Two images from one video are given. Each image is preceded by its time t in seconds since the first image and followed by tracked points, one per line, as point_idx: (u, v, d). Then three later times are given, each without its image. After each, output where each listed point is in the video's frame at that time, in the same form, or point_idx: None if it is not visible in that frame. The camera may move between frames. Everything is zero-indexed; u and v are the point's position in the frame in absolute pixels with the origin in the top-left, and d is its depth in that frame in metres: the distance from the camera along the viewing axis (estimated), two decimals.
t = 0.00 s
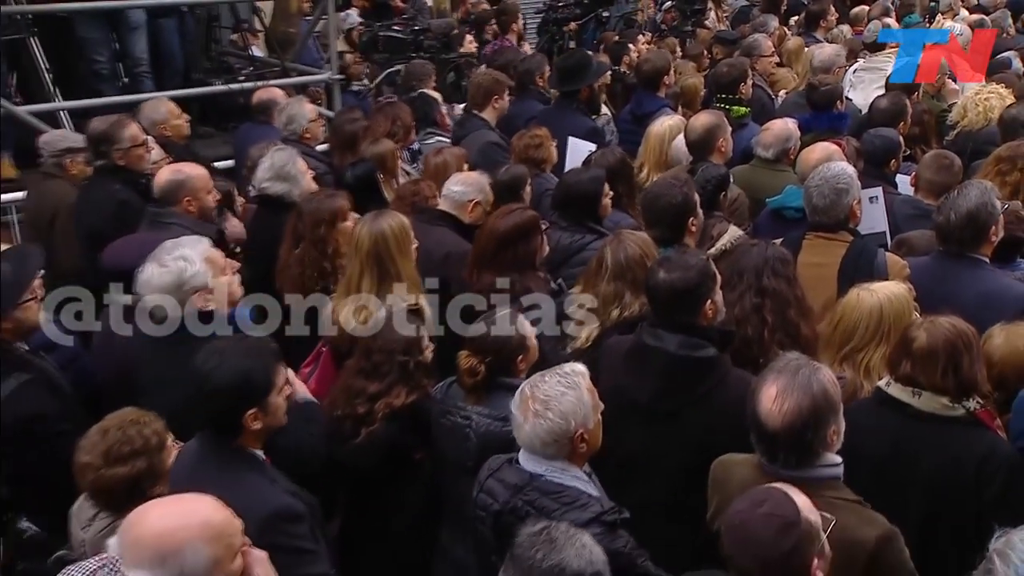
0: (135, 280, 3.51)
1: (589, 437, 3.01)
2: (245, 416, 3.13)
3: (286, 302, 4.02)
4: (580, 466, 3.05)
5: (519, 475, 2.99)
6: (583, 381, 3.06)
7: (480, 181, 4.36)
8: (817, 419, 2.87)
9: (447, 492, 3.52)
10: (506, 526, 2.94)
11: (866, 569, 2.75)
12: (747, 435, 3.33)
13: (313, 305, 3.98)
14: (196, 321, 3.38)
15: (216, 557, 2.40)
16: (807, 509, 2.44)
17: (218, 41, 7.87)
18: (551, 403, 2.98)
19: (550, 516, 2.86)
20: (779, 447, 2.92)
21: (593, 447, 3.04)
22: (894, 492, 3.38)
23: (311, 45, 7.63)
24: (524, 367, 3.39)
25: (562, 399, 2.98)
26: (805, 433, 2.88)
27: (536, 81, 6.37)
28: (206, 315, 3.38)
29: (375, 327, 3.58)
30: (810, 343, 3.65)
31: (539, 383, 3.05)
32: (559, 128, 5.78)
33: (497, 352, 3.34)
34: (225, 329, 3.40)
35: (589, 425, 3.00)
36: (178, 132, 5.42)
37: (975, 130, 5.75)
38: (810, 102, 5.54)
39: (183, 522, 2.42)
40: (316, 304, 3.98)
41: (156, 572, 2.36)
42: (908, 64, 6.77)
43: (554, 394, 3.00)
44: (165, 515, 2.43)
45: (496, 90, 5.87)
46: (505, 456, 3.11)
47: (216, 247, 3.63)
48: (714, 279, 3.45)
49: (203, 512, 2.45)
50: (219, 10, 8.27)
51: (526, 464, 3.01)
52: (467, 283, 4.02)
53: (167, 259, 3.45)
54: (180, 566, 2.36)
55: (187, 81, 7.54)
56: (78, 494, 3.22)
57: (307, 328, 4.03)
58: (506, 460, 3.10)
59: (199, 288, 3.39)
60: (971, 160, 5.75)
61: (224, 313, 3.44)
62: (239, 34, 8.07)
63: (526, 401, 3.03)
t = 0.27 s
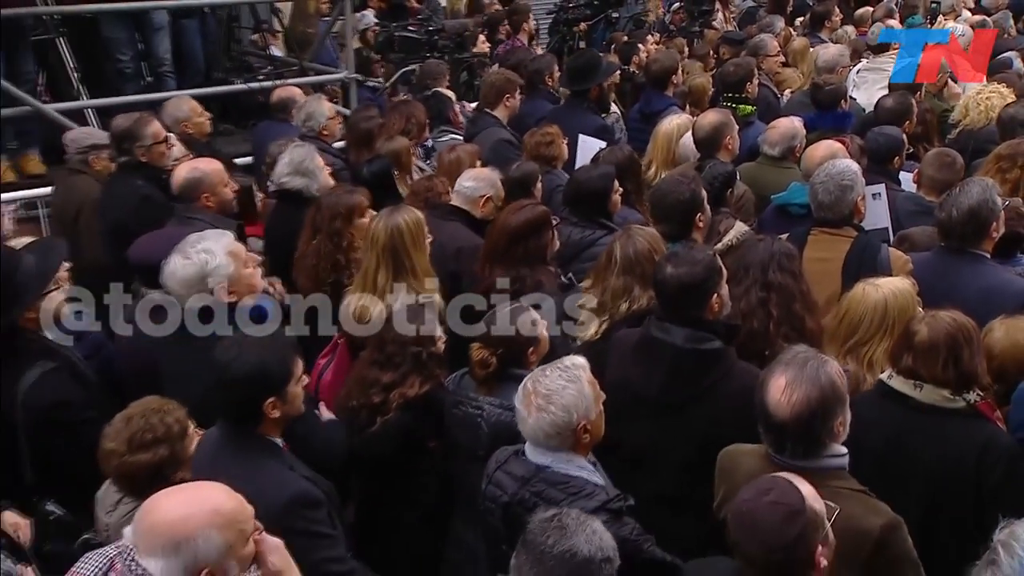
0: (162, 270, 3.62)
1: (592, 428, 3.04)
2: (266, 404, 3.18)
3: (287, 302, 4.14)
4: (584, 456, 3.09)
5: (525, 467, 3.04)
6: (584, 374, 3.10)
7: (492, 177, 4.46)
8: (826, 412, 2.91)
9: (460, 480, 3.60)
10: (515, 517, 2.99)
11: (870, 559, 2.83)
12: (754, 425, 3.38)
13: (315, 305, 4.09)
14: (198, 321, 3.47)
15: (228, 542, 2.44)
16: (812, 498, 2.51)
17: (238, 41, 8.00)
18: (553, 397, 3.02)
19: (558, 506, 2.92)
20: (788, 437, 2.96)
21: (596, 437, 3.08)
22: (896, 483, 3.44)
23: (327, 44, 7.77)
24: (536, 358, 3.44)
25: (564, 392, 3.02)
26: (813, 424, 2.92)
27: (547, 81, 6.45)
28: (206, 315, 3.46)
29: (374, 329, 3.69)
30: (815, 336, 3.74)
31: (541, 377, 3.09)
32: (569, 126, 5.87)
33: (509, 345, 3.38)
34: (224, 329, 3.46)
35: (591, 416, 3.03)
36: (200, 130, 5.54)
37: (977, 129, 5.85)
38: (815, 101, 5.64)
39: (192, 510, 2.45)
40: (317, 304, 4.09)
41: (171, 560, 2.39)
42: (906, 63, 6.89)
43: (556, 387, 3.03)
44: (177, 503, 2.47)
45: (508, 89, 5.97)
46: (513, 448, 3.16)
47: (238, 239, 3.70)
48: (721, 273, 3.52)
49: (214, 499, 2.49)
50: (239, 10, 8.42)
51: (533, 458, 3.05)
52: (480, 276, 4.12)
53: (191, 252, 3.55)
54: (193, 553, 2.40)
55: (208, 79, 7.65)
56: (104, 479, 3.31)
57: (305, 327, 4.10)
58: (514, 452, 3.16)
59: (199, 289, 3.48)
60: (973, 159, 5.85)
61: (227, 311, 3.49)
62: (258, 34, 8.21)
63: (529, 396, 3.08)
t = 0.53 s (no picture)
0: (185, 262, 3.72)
1: (606, 416, 3.09)
2: (282, 395, 3.21)
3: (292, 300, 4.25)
4: (597, 444, 3.14)
5: (541, 455, 3.07)
6: (599, 363, 3.15)
7: (503, 173, 4.55)
8: (834, 405, 2.92)
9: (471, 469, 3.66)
10: (530, 504, 3.03)
11: (875, 551, 2.85)
12: (762, 418, 3.37)
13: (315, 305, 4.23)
14: (200, 321, 3.61)
15: (234, 533, 2.40)
16: (818, 489, 2.54)
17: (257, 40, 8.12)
18: (569, 385, 3.07)
19: (573, 493, 2.95)
20: (796, 430, 2.98)
21: (608, 425, 3.13)
22: (900, 475, 3.45)
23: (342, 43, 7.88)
24: (547, 350, 3.51)
25: (580, 380, 3.07)
26: (821, 417, 2.93)
27: (552, 79, 6.61)
28: (206, 316, 3.58)
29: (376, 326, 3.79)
30: (822, 330, 3.80)
31: (557, 366, 3.14)
32: (580, 123, 5.94)
33: (521, 340, 3.45)
34: (223, 328, 3.54)
35: (605, 405, 3.08)
36: (219, 126, 5.62)
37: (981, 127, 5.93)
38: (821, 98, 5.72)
39: (199, 501, 2.42)
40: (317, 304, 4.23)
41: (177, 551, 2.36)
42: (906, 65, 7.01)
43: (572, 375, 3.08)
44: (184, 495, 2.44)
45: (519, 87, 6.05)
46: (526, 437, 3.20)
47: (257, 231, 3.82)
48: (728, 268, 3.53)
49: (222, 490, 2.45)
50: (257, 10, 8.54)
51: (547, 445, 3.10)
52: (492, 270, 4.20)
53: (213, 244, 3.64)
54: (200, 543, 2.36)
55: (227, 78, 7.77)
56: (125, 465, 3.37)
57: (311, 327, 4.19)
58: (527, 440, 3.18)
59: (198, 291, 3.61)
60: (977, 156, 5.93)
61: (227, 312, 3.57)
62: (276, 33, 8.33)
63: (545, 384, 3.12)
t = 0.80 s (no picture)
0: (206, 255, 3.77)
1: (625, 403, 3.15)
2: (299, 384, 3.24)
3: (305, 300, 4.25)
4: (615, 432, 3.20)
5: (559, 439, 3.15)
6: (620, 352, 3.22)
7: (515, 167, 4.61)
8: (842, 397, 2.93)
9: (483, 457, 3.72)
10: (548, 485, 3.08)
11: (882, 541, 2.88)
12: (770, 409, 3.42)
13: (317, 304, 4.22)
14: (200, 321, 3.78)
15: (252, 518, 2.37)
16: (826, 480, 2.57)
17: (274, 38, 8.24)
18: (594, 369, 3.13)
19: (591, 477, 3.00)
20: (805, 421, 2.98)
21: (628, 413, 3.19)
22: (905, 465, 3.47)
23: (357, 40, 7.98)
24: (558, 343, 3.56)
25: (604, 366, 3.13)
26: (829, 409, 2.93)
27: (561, 77, 6.72)
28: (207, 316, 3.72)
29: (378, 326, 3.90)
30: (831, 323, 3.86)
31: (580, 352, 3.21)
32: (591, 119, 6.01)
33: (525, 336, 3.50)
34: (222, 328, 3.67)
35: (625, 392, 3.14)
36: (237, 122, 5.72)
37: (987, 123, 5.99)
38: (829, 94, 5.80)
39: (218, 486, 2.38)
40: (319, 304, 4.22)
41: (196, 535, 2.32)
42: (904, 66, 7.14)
43: (595, 361, 3.15)
44: (202, 481, 2.40)
45: (531, 82, 6.12)
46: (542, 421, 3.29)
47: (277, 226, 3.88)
48: (736, 262, 3.58)
49: (240, 477, 2.41)
50: (275, 7, 8.67)
51: (565, 429, 3.16)
52: (504, 263, 4.27)
53: (235, 238, 3.70)
54: (219, 527, 2.32)
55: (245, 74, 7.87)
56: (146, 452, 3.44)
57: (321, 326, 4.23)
58: (544, 426, 3.26)
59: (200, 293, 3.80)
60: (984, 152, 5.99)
61: (226, 312, 3.68)
62: (293, 30, 8.44)
63: (567, 369, 3.18)
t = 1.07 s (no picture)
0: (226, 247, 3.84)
1: (642, 396, 3.21)
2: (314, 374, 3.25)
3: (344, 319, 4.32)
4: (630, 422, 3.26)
5: (576, 427, 3.20)
6: (640, 344, 3.26)
7: (529, 163, 4.70)
8: (852, 390, 2.93)
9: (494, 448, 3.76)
10: (563, 472, 3.12)
11: (890, 532, 2.88)
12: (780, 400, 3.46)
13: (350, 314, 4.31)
14: (200, 321, 3.93)
15: (278, 505, 2.39)
16: (837, 474, 2.61)
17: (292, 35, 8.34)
18: (613, 359, 3.18)
19: (606, 466, 3.02)
20: (814, 413, 2.99)
21: (644, 406, 3.25)
22: (912, 456, 3.49)
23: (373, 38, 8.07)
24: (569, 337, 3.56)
25: (623, 357, 3.19)
26: (840, 402, 2.94)
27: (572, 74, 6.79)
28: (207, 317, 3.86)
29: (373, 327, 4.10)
30: (841, 317, 3.90)
31: (601, 342, 3.26)
32: (603, 116, 6.07)
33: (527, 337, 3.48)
34: (222, 328, 3.83)
35: (643, 385, 3.20)
36: (256, 118, 5.81)
37: (997, 120, 6.04)
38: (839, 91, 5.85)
39: (243, 472, 2.41)
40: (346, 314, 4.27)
41: (223, 518, 2.34)
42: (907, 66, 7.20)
43: (615, 351, 3.20)
44: (230, 465, 2.42)
45: (544, 79, 6.18)
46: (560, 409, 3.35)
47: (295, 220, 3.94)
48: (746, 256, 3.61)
49: (267, 463, 2.43)
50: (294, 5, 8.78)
51: (582, 417, 3.22)
52: (518, 257, 4.33)
53: (254, 232, 3.76)
54: (244, 513, 2.34)
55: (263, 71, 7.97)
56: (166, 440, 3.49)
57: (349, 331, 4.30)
58: (560, 414, 3.32)
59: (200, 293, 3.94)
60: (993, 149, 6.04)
61: (226, 312, 3.83)
62: (311, 28, 8.54)
63: (587, 358, 3.23)
